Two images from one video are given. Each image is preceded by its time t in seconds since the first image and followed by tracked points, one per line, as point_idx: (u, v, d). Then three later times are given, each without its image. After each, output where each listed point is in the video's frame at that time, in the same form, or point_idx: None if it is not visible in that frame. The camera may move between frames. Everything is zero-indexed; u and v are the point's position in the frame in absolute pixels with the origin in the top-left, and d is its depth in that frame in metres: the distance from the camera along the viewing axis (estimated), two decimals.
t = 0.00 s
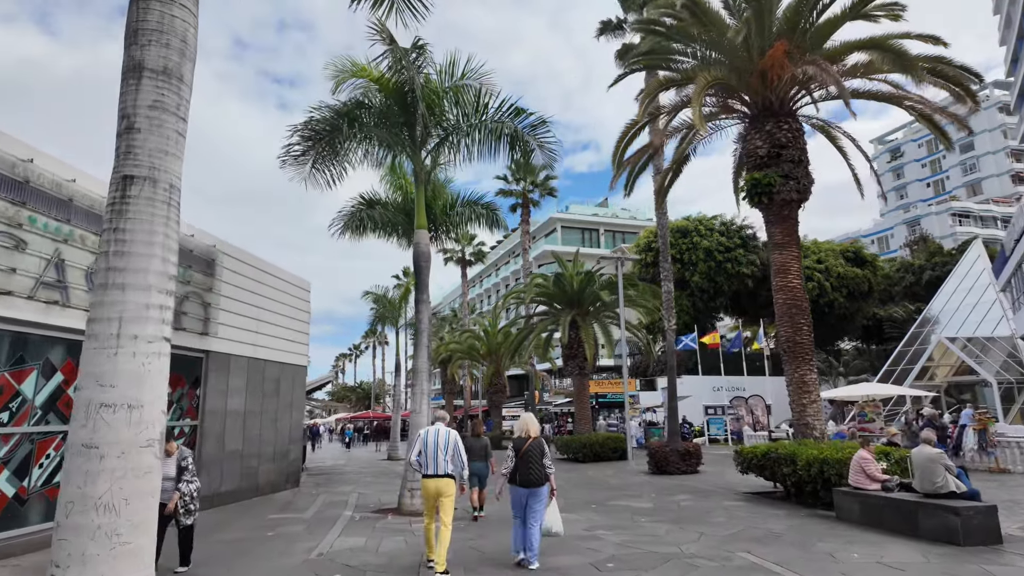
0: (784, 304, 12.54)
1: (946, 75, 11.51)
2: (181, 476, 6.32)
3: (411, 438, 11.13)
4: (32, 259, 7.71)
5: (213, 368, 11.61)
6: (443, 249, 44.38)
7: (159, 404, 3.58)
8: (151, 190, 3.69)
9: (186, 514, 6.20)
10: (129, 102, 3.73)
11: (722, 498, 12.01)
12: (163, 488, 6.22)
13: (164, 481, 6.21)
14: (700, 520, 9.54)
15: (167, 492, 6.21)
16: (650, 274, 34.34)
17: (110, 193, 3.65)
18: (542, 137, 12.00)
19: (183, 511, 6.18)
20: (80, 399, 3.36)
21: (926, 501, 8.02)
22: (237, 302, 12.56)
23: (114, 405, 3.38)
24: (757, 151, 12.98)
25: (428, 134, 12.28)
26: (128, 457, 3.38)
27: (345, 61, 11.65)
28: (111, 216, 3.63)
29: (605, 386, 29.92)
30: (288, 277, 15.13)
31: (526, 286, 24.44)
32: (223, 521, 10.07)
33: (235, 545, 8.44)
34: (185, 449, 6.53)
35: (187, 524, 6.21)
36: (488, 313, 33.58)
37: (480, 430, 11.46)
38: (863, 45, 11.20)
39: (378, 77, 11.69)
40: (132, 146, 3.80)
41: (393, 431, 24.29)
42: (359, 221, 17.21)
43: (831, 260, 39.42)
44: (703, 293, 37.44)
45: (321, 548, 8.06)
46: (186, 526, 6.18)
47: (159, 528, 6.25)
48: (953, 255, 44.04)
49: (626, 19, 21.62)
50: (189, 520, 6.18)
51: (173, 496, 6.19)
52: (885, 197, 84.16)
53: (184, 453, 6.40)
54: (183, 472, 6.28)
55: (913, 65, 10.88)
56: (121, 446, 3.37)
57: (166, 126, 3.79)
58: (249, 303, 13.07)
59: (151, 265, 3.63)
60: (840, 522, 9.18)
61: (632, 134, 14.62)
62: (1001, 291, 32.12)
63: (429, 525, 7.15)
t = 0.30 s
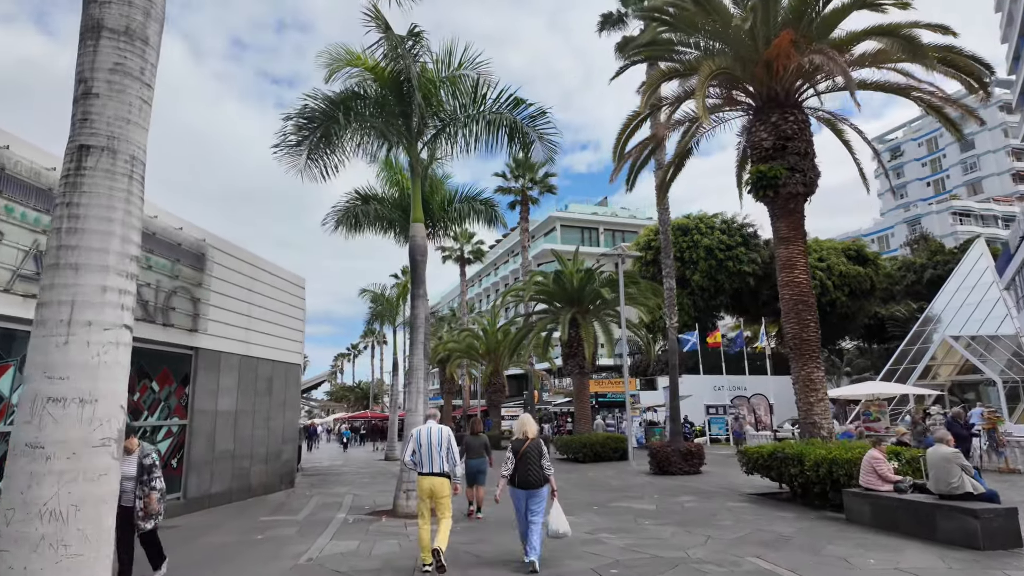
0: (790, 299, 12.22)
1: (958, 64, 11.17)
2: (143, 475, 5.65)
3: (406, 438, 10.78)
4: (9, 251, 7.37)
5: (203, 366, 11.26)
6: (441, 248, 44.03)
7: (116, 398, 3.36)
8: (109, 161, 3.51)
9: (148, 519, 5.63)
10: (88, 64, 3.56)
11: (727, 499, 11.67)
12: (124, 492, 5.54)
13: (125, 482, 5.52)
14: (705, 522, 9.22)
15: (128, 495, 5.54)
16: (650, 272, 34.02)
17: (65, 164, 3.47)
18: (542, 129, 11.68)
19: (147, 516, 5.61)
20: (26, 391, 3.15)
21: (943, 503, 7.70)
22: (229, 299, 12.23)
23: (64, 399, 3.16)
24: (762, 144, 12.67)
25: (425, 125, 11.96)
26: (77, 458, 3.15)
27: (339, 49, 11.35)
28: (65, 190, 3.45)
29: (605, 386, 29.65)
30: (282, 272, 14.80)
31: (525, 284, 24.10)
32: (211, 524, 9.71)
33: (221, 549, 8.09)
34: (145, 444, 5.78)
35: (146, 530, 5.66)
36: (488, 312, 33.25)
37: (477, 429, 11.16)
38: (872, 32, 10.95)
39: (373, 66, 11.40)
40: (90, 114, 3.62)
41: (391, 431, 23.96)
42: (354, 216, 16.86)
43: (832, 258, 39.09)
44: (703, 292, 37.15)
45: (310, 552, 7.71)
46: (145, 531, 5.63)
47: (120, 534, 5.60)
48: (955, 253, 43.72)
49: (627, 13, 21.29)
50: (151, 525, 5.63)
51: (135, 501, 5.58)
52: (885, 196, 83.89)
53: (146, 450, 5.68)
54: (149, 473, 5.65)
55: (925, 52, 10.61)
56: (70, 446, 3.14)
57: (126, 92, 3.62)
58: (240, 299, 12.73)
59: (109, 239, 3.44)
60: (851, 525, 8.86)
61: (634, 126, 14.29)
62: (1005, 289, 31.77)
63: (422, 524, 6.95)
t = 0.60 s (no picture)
0: (797, 297, 11.90)
1: (970, 55, 10.84)
2: (108, 481, 5.27)
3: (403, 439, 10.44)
4: None
5: (193, 365, 10.92)
6: (440, 246, 43.65)
7: (60, 400, 3.48)
8: (56, 132, 3.65)
9: (114, 528, 5.24)
10: (35, 26, 3.70)
11: (733, 503, 11.34)
12: (88, 499, 5.15)
13: (88, 488, 5.15)
14: (711, 527, 8.90)
15: (92, 502, 5.15)
16: (652, 272, 33.67)
17: (8, 133, 3.60)
18: (543, 122, 11.44)
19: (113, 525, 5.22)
20: None
21: (962, 507, 7.37)
22: (220, 296, 11.90)
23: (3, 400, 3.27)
24: (768, 137, 12.35)
25: (422, 117, 11.64)
26: (14, 466, 3.26)
27: (333, 39, 11.05)
28: (9, 161, 3.58)
29: (605, 386, 29.79)
30: (276, 269, 14.48)
31: (525, 283, 23.77)
32: (201, 529, 9.39)
33: (208, 556, 7.75)
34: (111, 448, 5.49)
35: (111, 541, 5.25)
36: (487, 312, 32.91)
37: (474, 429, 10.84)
38: (883, 21, 10.60)
39: (368, 56, 11.10)
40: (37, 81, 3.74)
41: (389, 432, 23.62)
42: (351, 213, 16.49)
43: (835, 258, 38.74)
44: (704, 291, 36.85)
45: (300, 560, 7.37)
46: (109, 543, 5.22)
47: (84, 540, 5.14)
48: (958, 253, 43.37)
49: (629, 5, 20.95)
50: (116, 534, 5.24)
51: (101, 509, 5.17)
52: (886, 195, 83.57)
53: (112, 454, 5.38)
54: (117, 478, 5.30)
55: (937, 42, 10.24)
56: (7, 453, 3.25)
57: (77, 58, 3.77)
58: (232, 296, 12.38)
59: (57, 220, 3.60)
60: (864, 530, 8.53)
61: (637, 119, 13.97)
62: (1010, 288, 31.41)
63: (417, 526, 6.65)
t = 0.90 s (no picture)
0: (805, 293, 11.57)
1: (986, 44, 10.48)
2: (67, 491, 4.90)
3: (399, 440, 10.11)
4: None
5: (184, 363, 10.60)
6: (440, 245, 43.30)
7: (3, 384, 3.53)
8: None
9: (71, 543, 4.81)
10: None
11: (740, 505, 11.02)
12: (46, 509, 4.84)
13: (45, 498, 4.85)
14: (721, 531, 8.58)
15: (49, 514, 4.83)
16: (653, 270, 33.33)
17: None
18: (545, 112, 11.19)
19: (70, 541, 4.80)
20: None
21: (984, 512, 7.04)
22: (213, 293, 11.55)
23: None
24: (776, 130, 12.02)
25: (420, 108, 11.25)
26: None
27: (329, 27, 10.72)
28: None
29: (606, 386, 29.76)
30: (272, 266, 14.13)
31: (526, 281, 23.45)
32: (191, 532, 9.07)
33: (196, 562, 7.42)
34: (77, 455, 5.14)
35: (68, 559, 4.83)
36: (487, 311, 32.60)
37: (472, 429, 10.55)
38: (897, 8, 10.23)
39: (365, 44, 10.76)
40: None
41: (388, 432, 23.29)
42: (348, 209, 16.08)
43: (838, 256, 38.41)
44: (706, 290, 36.55)
45: (291, 567, 7.04)
46: (67, 559, 4.80)
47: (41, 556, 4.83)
48: (961, 252, 43.04)
49: None
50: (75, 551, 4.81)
51: (58, 521, 4.82)
52: (887, 195, 83.30)
53: (72, 461, 5.02)
54: (79, 487, 4.93)
55: (954, 29, 9.87)
56: None
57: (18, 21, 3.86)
58: (225, 292, 12.04)
59: None
60: (879, 535, 8.21)
61: (641, 111, 13.68)
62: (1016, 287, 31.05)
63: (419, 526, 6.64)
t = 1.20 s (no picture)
0: (812, 291, 11.25)
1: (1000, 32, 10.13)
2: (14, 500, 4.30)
3: (394, 441, 9.78)
4: None
5: (173, 362, 10.28)
6: (439, 245, 42.99)
7: None
8: None
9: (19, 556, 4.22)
10: None
11: (747, 509, 10.70)
12: None
13: None
14: (727, 536, 8.27)
15: None
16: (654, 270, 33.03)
17: None
18: (545, 103, 10.92)
19: (15, 554, 4.19)
20: None
21: (1004, 517, 6.72)
22: (204, 290, 11.21)
23: None
24: (782, 123, 11.71)
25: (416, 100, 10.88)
26: None
27: (322, 16, 10.40)
28: None
29: (607, 386, 29.59)
30: (266, 263, 13.78)
31: (525, 280, 23.14)
32: (178, 537, 8.74)
33: (180, 569, 7.10)
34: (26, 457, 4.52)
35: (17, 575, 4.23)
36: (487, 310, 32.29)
37: (470, 430, 10.39)
38: None
39: (359, 33, 10.41)
40: None
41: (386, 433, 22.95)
42: (342, 205, 15.63)
43: (840, 255, 38.11)
44: (707, 290, 36.26)
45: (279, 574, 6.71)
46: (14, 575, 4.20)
47: None
48: (964, 251, 42.77)
49: None
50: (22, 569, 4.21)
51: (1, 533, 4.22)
52: (888, 194, 83.05)
53: (18, 465, 4.39)
54: (19, 497, 4.31)
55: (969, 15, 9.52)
56: None
57: None
58: (217, 289, 11.72)
59: None
60: (893, 540, 7.89)
61: (644, 103, 13.41)
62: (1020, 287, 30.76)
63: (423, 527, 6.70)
